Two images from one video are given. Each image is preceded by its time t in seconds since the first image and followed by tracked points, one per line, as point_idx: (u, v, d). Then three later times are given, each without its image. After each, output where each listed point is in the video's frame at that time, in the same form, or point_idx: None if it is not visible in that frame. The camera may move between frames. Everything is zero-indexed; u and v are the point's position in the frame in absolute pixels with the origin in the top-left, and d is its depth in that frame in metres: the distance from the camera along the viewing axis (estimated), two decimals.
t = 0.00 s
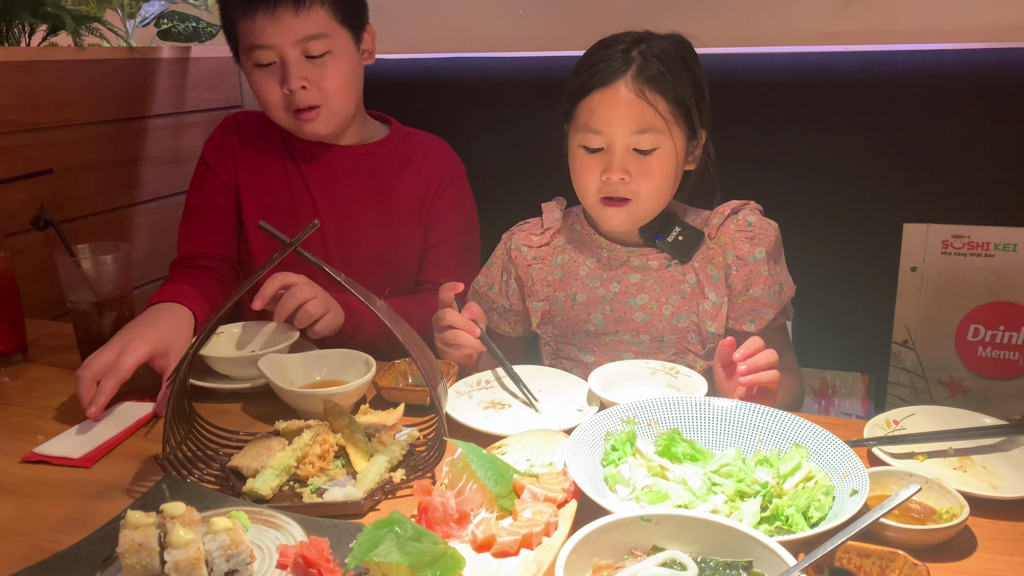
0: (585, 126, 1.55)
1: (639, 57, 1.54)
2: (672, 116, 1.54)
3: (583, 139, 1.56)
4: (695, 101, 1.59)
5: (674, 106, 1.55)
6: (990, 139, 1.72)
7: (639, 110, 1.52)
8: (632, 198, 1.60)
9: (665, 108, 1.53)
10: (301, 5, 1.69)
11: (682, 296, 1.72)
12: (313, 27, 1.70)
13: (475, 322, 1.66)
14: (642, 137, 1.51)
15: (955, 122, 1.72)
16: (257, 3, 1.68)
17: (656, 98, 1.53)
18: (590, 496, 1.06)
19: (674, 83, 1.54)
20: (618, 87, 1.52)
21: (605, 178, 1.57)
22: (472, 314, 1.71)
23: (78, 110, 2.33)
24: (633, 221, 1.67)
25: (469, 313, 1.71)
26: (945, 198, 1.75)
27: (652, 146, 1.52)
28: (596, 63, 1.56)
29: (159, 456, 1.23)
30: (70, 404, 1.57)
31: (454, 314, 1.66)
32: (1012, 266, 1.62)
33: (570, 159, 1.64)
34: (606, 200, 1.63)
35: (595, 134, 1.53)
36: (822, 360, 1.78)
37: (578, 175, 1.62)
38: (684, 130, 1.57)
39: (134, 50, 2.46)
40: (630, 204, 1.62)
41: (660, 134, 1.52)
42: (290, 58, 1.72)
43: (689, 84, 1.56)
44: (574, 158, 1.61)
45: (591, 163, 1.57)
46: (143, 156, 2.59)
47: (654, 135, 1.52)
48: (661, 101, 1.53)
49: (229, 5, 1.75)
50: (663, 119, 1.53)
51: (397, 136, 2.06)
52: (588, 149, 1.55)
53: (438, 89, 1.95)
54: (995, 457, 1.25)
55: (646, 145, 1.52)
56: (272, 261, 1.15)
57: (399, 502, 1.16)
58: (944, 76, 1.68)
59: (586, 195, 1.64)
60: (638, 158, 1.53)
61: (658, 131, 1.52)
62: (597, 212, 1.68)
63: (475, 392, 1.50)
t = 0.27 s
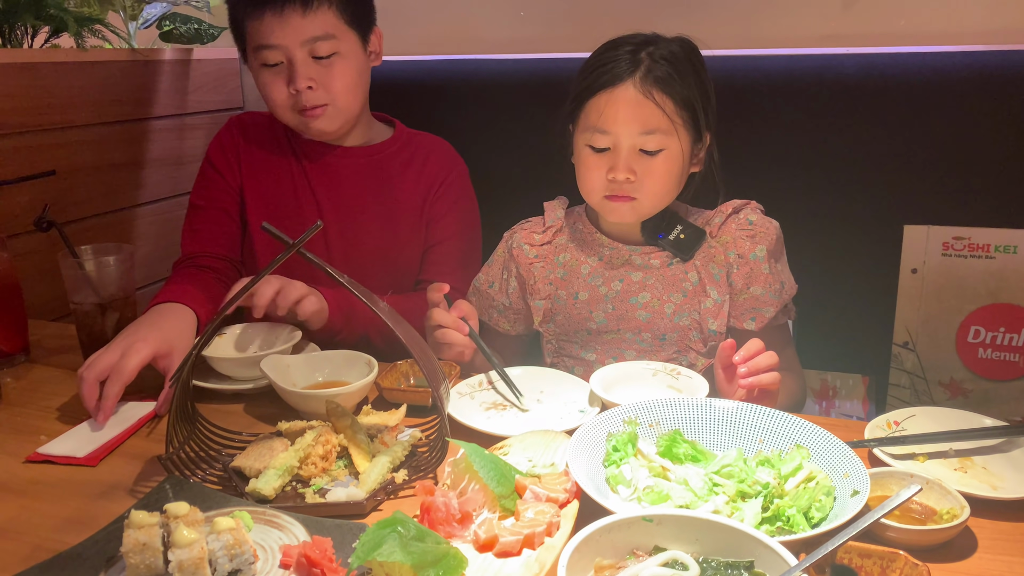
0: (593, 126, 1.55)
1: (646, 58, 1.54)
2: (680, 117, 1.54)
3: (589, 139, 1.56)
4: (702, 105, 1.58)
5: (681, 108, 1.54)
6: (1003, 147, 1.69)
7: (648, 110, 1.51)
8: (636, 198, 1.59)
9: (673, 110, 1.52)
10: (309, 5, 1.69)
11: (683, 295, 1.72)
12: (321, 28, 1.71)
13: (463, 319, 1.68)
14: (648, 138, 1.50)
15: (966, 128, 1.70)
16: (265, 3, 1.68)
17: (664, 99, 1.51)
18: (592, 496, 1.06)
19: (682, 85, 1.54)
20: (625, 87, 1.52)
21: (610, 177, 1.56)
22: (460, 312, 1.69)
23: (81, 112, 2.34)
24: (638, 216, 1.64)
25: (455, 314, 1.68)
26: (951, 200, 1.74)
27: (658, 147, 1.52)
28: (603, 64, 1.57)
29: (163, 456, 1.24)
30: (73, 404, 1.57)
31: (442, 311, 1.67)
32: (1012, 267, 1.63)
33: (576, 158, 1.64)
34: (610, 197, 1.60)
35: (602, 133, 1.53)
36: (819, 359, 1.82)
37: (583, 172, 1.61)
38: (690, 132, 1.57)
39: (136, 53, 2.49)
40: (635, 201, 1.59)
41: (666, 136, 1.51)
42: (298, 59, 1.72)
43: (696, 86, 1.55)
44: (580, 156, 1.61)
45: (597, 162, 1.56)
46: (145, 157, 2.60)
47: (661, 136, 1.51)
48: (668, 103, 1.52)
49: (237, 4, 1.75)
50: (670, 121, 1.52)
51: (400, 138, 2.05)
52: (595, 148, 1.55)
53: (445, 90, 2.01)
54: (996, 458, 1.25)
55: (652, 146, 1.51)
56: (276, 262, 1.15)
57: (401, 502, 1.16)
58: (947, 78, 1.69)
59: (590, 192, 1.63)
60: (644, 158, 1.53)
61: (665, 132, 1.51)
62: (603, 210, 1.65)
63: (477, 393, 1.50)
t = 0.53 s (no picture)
0: (589, 124, 1.56)
1: (642, 55, 1.54)
2: (675, 113, 1.54)
3: (586, 136, 1.57)
4: (698, 102, 1.59)
5: (677, 105, 1.54)
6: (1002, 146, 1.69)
7: (643, 107, 1.52)
8: (633, 196, 1.61)
9: (666, 108, 1.53)
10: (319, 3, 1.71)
11: (683, 296, 1.72)
12: (329, 26, 1.72)
13: (470, 322, 1.68)
14: (644, 133, 1.51)
15: (965, 126, 1.70)
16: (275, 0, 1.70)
17: (660, 95, 1.52)
18: (592, 495, 1.07)
19: (679, 83, 1.55)
20: (619, 85, 1.53)
21: (607, 174, 1.57)
22: (470, 315, 1.69)
23: (82, 112, 2.35)
24: (636, 218, 1.67)
25: (465, 315, 1.69)
26: (952, 199, 1.74)
27: (655, 143, 1.52)
28: (600, 61, 1.57)
29: (163, 455, 1.24)
30: (73, 404, 1.58)
31: (450, 313, 1.68)
32: (1011, 268, 1.62)
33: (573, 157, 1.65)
34: (609, 201, 1.64)
35: (599, 131, 1.54)
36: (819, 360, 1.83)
37: (581, 170, 1.63)
38: (687, 129, 1.58)
39: (136, 53, 2.49)
40: (630, 204, 1.63)
41: (662, 132, 1.52)
42: (305, 57, 1.73)
43: (693, 84, 1.56)
44: (577, 154, 1.62)
45: (595, 159, 1.57)
46: (145, 158, 2.60)
47: (657, 132, 1.52)
48: (664, 99, 1.53)
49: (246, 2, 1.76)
50: (665, 117, 1.53)
51: (399, 137, 2.06)
52: (592, 146, 1.56)
53: (444, 91, 2.02)
54: (993, 458, 1.26)
55: (648, 142, 1.52)
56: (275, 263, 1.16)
57: (401, 501, 1.16)
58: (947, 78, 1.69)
59: (589, 193, 1.65)
60: (641, 154, 1.53)
61: (660, 128, 1.52)
62: (600, 211, 1.69)
63: (476, 393, 1.50)
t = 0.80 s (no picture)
0: (585, 130, 1.56)
1: (638, 60, 1.54)
2: (671, 119, 1.54)
3: (583, 142, 1.57)
4: (695, 106, 1.59)
5: (673, 110, 1.55)
6: (995, 146, 1.71)
7: (638, 113, 1.52)
8: (629, 202, 1.61)
9: (662, 113, 1.53)
10: (317, 4, 1.71)
11: (680, 298, 1.73)
12: (328, 27, 1.72)
13: (472, 324, 1.69)
14: (640, 140, 1.52)
15: (958, 127, 1.71)
16: (275, 2, 1.70)
17: (655, 101, 1.52)
18: (587, 495, 1.07)
19: (674, 87, 1.55)
20: (616, 91, 1.53)
21: (603, 180, 1.58)
22: (471, 316, 1.70)
23: (78, 113, 2.35)
24: (632, 222, 1.67)
25: (466, 316, 1.70)
26: (945, 197, 1.76)
27: (650, 149, 1.53)
28: (596, 66, 1.57)
29: (160, 457, 1.24)
30: (71, 405, 1.58)
31: (452, 315, 1.69)
32: (1005, 266, 1.57)
33: (569, 161, 1.65)
34: (604, 205, 1.64)
35: (594, 137, 1.54)
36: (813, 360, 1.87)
37: (577, 176, 1.63)
38: (684, 134, 1.58)
39: (133, 54, 2.50)
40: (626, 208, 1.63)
41: (657, 138, 1.53)
42: (303, 58, 1.74)
43: (689, 88, 1.56)
44: (574, 160, 1.62)
45: (590, 165, 1.58)
46: (142, 159, 2.61)
47: (652, 138, 1.52)
48: (660, 104, 1.53)
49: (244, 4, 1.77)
50: (661, 123, 1.53)
51: (394, 137, 2.07)
52: (588, 152, 1.56)
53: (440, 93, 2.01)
54: (988, 457, 1.26)
55: (644, 148, 1.53)
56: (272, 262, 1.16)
57: (397, 502, 1.17)
58: (941, 78, 1.70)
59: (585, 197, 1.65)
60: (636, 160, 1.54)
61: (656, 135, 1.52)
62: (595, 213, 1.68)
63: (473, 393, 1.51)
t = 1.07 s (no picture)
0: (581, 129, 1.57)
1: (633, 59, 1.54)
2: (666, 118, 1.55)
3: (578, 141, 1.57)
4: (690, 105, 1.59)
5: (668, 109, 1.55)
6: (987, 143, 1.72)
7: (634, 112, 1.52)
8: (626, 201, 1.61)
9: (658, 112, 1.53)
10: (309, 5, 1.71)
11: (677, 297, 1.74)
12: (320, 28, 1.72)
13: (470, 326, 1.69)
14: (636, 140, 1.52)
15: (950, 125, 1.72)
16: (267, 3, 1.70)
17: (650, 101, 1.53)
18: (581, 494, 1.07)
19: (669, 86, 1.55)
20: (611, 90, 1.53)
21: (599, 179, 1.58)
22: (470, 319, 1.70)
23: (72, 114, 2.34)
24: (630, 218, 1.67)
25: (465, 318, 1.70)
26: (941, 195, 1.75)
27: (646, 148, 1.53)
28: (591, 66, 1.57)
29: (154, 458, 1.24)
30: (65, 407, 1.57)
31: (450, 318, 1.68)
32: (1002, 264, 1.67)
33: (565, 161, 1.66)
34: (602, 201, 1.63)
35: (590, 136, 1.55)
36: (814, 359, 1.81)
37: (573, 175, 1.64)
38: (680, 133, 1.58)
39: (127, 55, 2.49)
40: (624, 204, 1.62)
41: (653, 137, 1.53)
42: (296, 58, 1.73)
43: (684, 87, 1.56)
44: (569, 159, 1.63)
45: (586, 164, 1.58)
46: (137, 160, 2.60)
47: (648, 137, 1.53)
48: (655, 104, 1.53)
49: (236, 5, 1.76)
50: (656, 122, 1.53)
51: (387, 136, 2.07)
52: (584, 151, 1.57)
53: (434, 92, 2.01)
54: (982, 453, 1.26)
55: (640, 148, 1.53)
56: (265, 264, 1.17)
57: (392, 502, 1.17)
58: (937, 77, 1.69)
59: (582, 195, 1.65)
60: (632, 160, 1.55)
61: (651, 134, 1.53)
62: (594, 210, 1.68)
63: (468, 393, 1.51)
